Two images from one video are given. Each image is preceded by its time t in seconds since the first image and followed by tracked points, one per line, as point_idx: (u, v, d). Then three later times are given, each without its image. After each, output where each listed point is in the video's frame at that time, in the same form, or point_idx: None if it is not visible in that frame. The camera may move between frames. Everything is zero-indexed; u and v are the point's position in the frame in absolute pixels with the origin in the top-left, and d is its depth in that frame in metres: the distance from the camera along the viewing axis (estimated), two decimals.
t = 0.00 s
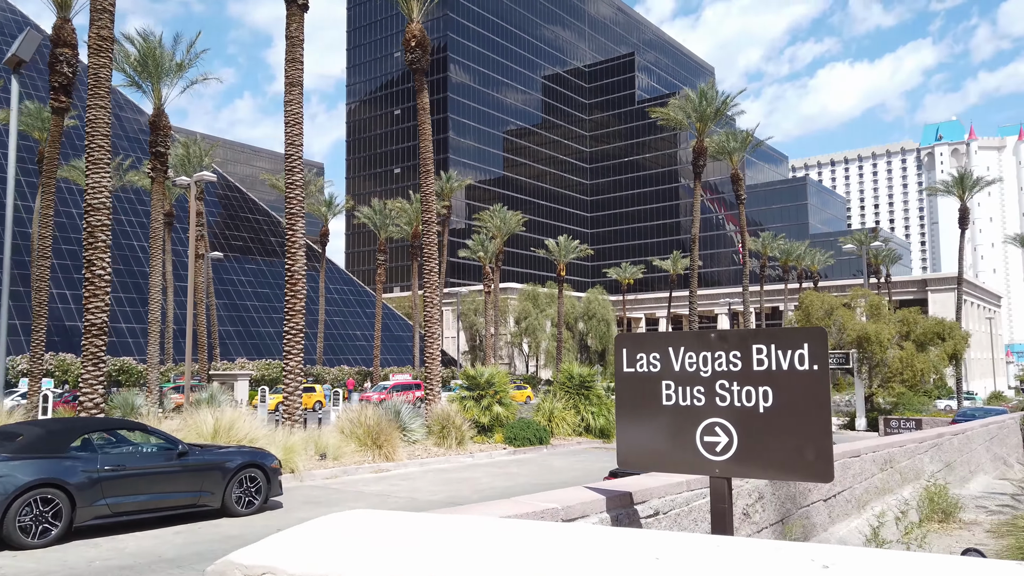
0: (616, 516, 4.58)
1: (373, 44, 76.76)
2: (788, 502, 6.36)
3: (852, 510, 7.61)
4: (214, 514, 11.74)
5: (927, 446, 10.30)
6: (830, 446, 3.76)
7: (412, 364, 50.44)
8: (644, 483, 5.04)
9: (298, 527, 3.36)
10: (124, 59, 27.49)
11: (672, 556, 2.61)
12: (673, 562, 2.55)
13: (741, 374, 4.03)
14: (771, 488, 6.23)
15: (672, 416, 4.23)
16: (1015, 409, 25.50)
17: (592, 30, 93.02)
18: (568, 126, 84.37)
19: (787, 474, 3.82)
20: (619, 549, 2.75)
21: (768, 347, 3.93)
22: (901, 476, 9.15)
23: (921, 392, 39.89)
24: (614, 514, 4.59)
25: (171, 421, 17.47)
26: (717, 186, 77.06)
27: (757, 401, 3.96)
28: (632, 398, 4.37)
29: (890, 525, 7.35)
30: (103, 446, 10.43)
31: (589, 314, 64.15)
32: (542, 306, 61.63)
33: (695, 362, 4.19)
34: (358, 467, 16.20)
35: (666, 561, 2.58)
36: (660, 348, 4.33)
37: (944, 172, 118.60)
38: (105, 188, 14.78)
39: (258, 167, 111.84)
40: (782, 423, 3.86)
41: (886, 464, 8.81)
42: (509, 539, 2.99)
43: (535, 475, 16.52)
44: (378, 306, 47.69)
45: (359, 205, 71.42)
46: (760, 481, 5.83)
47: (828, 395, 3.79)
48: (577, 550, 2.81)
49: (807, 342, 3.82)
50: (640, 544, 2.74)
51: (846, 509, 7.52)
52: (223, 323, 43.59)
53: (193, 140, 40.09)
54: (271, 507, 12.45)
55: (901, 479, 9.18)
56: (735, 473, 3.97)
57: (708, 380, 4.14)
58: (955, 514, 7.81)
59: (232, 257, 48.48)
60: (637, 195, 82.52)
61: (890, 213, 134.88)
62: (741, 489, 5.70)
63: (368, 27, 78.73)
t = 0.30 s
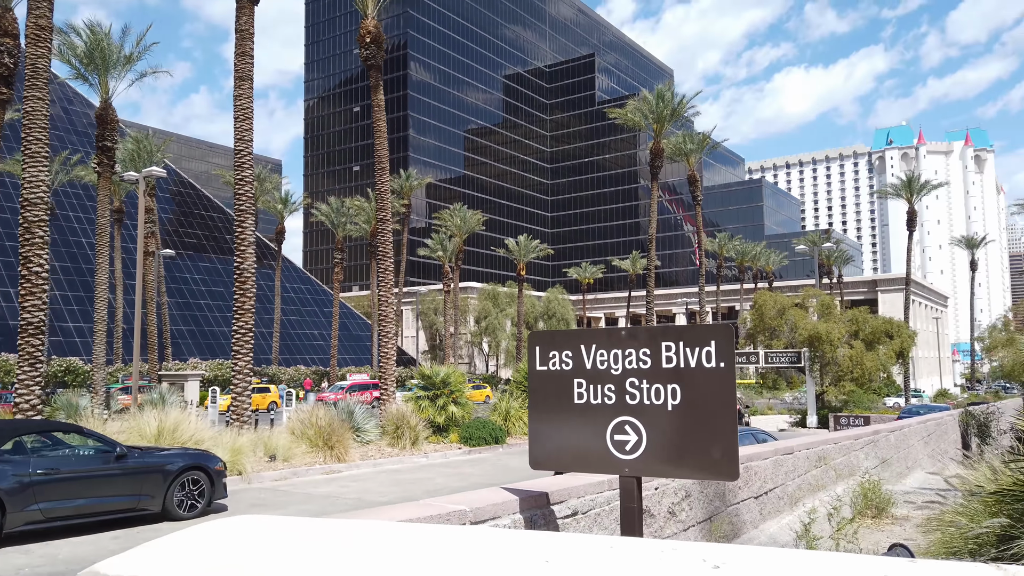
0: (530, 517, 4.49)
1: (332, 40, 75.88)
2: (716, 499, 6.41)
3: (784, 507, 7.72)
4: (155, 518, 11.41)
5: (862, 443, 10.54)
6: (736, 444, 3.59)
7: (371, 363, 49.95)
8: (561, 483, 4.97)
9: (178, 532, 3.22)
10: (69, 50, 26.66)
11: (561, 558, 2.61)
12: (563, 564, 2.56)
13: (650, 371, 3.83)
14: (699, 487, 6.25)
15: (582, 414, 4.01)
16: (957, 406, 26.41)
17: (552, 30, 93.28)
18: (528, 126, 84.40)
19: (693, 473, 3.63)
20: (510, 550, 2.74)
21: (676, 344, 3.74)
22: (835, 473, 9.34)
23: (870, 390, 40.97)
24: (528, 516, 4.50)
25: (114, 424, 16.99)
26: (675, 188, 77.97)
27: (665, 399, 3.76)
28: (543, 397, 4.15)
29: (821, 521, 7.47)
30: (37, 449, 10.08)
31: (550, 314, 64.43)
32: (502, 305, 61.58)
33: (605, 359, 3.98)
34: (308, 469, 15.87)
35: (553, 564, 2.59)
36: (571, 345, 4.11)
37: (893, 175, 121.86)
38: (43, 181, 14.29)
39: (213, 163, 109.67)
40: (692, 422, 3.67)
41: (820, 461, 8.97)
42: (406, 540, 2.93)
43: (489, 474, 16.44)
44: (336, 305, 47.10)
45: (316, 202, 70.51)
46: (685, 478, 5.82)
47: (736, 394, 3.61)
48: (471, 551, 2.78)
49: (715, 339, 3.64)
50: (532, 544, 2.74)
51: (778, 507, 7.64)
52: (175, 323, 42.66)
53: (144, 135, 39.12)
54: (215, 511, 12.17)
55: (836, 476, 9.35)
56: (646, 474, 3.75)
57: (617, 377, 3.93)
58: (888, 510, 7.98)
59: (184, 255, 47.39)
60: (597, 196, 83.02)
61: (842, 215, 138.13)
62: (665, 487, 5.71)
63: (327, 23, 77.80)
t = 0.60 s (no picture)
0: (457, 517, 4.44)
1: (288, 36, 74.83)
2: (653, 497, 6.46)
3: (721, 505, 7.84)
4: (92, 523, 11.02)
5: (802, 442, 10.76)
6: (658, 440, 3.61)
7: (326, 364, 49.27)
8: (493, 483, 4.94)
9: (73, 538, 3.19)
10: (9, 40, 25.75)
11: (469, 559, 2.67)
12: (472, 564, 2.62)
13: (573, 370, 3.83)
14: (635, 485, 6.28)
15: (506, 414, 3.98)
16: (899, 406, 27.20)
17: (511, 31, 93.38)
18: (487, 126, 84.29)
19: (615, 469, 3.65)
20: (423, 551, 2.78)
21: (600, 341, 3.75)
22: (775, 470, 9.51)
23: (818, 389, 41.93)
24: (455, 516, 4.44)
25: (52, 426, 16.43)
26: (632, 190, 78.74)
27: (588, 397, 3.77)
28: (469, 396, 4.08)
29: (759, 519, 7.60)
30: None
31: (507, 314, 64.48)
32: (460, 305, 61.38)
33: (531, 357, 3.95)
34: (256, 471, 15.51)
35: (464, 564, 2.64)
36: (497, 343, 4.06)
37: (843, 180, 125.00)
38: None
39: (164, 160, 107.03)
40: (614, 420, 3.69)
41: (760, 459, 9.13)
42: (319, 542, 2.95)
43: (441, 475, 16.31)
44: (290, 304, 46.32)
45: (269, 200, 69.34)
46: (620, 477, 5.87)
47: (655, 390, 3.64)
48: (382, 552, 2.83)
49: (636, 337, 3.67)
50: (442, 547, 2.78)
51: (716, 504, 7.74)
52: (122, 322, 41.56)
53: (91, 128, 38.07)
54: (156, 514, 11.83)
55: (774, 473, 9.52)
56: (568, 472, 3.74)
57: (541, 376, 3.91)
58: (825, 507, 8.16)
59: (133, 253, 46.14)
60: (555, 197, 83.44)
61: (794, 219, 141.17)
62: (600, 486, 5.73)
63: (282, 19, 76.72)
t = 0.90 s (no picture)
0: (402, 517, 4.42)
1: (248, 31, 73.70)
2: (603, 496, 6.49)
3: (672, 504, 7.93)
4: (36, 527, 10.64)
5: (753, 441, 10.93)
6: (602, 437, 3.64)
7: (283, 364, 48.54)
8: (440, 481, 4.92)
9: None
10: None
11: (405, 558, 2.71)
12: (407, 565, 2.65)
13: (519, 368, 3.83)
14: (585, 484, 6.32)
15: (451, 414, 3.96)
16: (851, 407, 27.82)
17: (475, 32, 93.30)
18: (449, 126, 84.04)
19: (559, 468, 3.66)
20: (357, 550, 2.81)
21: (544, 339, 3.76)
22: (725, 469, 9.64)
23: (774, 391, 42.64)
24: (399, 515, 4.43)
25: None
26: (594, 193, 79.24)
27: (532, 395, 3.78)
28: (414, 394, 4.05)
29: (709, 518, 7.70)
30: None
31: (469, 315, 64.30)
32: (421, 306, 61.02)
33: (476, 354, 3.94)
34: (209, 473, 15.21)
35: (398, 564, 2.68)
36: (444, 341, 4.04)
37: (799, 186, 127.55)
38: None
39: (118, 155, 104.37)
40: (559, 418, 3.70)
41: (711, 458, 9.25)
42: (257, 538, 2.96)
43: (399, 476, 16.18)
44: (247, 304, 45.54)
45: (227, 197, 68.10)
46: (570, 476, 5.89)
47: (600, 388, 3.68)
48: (319, 551, 2.84)
49: (582, 334, 3.68)
50: (380, 543, 2.81)
51: (666, 503, 7.82)
52: (73, 321, 40.48)
53: (41, 121, 36.91)
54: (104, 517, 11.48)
55: (725, 473, 9.66)
56: (511, 470, 3.74)
57: (487, 373, 3.90)
58: (773, 506, 8.31)
59: (84, 249, 44.88)
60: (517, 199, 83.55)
61: (751, 224, 143.55)
62: (550, 485, 5.75)
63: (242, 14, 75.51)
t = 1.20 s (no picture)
0: (349, 515, 4.38)
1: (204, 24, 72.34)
2: (555, 492, 6.53)
3: (625, 500, 7.99)
4: None
5: (706, 439, 11.12)
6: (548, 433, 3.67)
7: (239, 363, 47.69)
8: (388, 479, 4.89)
9: None
10: None
11: (345, 555, 2.68)
12: (349, 565, 2.62)
13: (468, 364, 3.83)
14: (537, 480, 6.35)
15: (400, 410, 3.94)
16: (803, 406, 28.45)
17: (437, 31, 92.90)
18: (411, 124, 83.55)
19: (506, 464, 3.66)
20: (297, 547, 2.78)
21: (492, 336, 3.77)
22: (678, 467, 9.77)
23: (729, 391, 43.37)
24: (345, 513, 4.38)
25: None
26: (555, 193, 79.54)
27: (480, 391, 3.78)
28: (361, 392, 4.01)
29: (660, 514, 7.79)
30: None
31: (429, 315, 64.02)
32: (380, 305, 60.50)
33: (425, 351, 3.92)
34: (159, 474, 14.73)
35: (340, 563, 2.64)
36: (391, 336, 4.01)
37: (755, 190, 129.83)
38: None
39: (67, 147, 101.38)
40: (507, 414, 3.71)
41: (663, 456, 9.35)
42: (193, 536, 2.91)
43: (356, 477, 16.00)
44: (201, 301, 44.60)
45: (181, 193, 66.68)
46: (522, 474, 5.92)
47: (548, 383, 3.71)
48: (260, 548, 2.79)
49: (529, 331, 3.71)
50: (318, 540, 2.80)
51: (619, 500, 7.89)
52: (19, 318, 39.26)
53: None
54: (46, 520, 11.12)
55: (678, 470, 9.78)
56: (457, 467, 3.73)
57: (436, 369, 3.89)
58: (724, 502, 8.46)
59: (31, 245, 43.63)
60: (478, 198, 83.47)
61: (709, 226, 145.69)
62: (502, 482, 5.77)
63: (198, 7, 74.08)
